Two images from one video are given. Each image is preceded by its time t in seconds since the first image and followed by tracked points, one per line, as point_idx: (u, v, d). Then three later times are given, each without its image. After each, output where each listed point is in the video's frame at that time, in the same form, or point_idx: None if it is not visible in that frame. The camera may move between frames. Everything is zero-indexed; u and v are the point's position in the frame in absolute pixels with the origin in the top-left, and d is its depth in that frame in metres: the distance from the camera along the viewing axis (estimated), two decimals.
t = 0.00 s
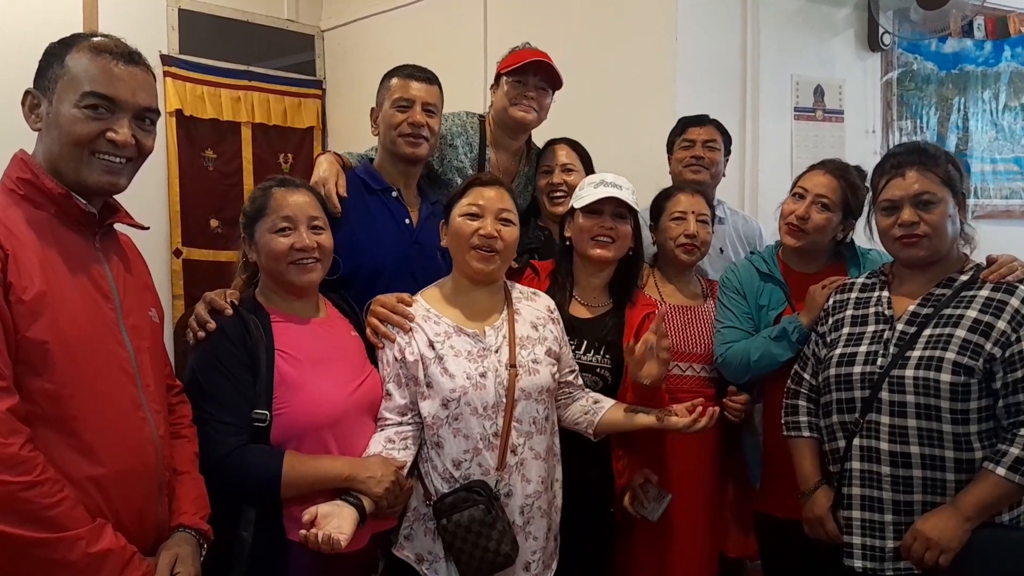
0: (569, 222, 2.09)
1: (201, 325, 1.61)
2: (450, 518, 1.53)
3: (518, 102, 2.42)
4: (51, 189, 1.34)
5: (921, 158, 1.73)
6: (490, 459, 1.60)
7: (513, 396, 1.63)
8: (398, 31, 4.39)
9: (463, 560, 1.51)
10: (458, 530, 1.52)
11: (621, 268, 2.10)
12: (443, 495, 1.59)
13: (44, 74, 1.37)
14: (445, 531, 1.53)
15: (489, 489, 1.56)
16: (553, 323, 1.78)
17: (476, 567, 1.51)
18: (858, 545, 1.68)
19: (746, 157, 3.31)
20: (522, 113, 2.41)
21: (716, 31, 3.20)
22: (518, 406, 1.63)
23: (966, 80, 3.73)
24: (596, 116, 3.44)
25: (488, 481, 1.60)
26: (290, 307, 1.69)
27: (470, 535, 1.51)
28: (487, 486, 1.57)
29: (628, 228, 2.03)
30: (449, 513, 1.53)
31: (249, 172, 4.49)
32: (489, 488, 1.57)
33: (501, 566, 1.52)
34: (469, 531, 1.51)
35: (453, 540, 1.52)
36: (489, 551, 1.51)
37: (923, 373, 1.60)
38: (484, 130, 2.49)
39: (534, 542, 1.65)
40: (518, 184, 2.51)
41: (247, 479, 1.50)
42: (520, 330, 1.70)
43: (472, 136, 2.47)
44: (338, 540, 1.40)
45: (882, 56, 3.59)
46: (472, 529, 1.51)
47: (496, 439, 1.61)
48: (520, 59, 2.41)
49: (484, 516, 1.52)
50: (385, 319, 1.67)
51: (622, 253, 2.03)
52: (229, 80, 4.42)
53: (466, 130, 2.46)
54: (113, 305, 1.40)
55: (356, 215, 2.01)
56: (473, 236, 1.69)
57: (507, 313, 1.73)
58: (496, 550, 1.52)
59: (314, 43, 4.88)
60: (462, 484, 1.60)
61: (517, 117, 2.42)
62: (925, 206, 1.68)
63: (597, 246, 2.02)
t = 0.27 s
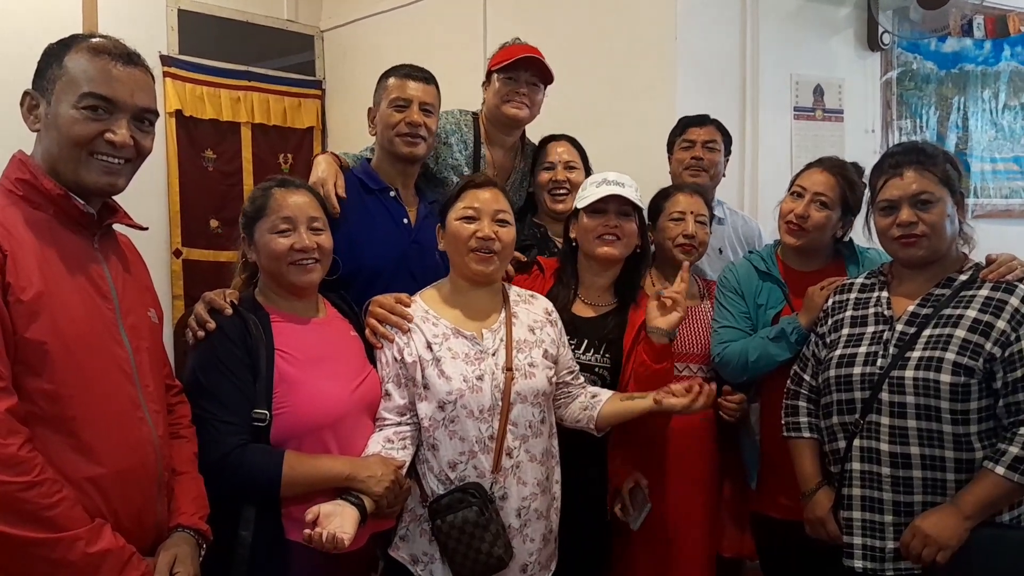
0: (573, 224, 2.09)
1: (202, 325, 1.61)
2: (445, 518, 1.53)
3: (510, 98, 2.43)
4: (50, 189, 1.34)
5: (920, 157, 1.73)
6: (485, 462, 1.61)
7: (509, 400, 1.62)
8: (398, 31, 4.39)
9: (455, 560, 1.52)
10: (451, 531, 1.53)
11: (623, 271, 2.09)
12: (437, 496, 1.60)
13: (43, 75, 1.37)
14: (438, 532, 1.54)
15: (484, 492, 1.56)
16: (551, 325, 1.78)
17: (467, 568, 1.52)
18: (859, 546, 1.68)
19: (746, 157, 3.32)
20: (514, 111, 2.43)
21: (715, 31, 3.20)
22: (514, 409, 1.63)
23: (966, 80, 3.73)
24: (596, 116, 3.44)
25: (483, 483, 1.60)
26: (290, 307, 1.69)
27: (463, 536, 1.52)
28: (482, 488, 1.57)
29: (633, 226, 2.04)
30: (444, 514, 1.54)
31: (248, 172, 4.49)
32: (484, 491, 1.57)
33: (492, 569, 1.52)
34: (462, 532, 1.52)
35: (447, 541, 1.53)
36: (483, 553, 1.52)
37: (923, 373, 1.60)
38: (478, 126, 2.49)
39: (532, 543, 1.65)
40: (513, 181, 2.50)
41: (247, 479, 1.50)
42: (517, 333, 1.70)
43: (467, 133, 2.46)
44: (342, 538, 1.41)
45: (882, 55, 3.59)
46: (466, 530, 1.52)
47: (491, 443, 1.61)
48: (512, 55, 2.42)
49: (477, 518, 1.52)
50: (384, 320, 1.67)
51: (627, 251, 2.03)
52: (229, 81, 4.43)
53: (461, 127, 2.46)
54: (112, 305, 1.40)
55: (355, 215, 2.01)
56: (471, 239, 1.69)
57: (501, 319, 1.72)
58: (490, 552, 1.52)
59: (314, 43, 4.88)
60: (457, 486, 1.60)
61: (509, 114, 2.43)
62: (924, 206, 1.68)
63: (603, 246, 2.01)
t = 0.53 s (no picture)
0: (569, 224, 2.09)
1: (201, 325, 1.61)
2: (443, 515, 1.53)
3: (506, 95, 2.43)
4: (49, 189, 1.34)
5: (920, 155, 1.73)
6: (484, 458, 1.61)
7: (509, 396, 1.62)
8: (398, 30, 4.39)
9: (453, 557, 1.52)
10: (450, 528, 1.52)
11: (621, 270, 2.10)
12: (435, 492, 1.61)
13: (42, 75, 1.37)
14: (437, 528, 1.53)
15: (482, 488, 1.56)
16: (553, 322, 1.78)
17: (465, 565, 1.52)
18: (859, 545, 1.68)
19: (746, 155, 3.32)
20: (509, 108, 2.43)
21: (715, 30, 3.20)
22: (514, 407, 1.63)
23: (966, 77, 3.73)
24: (595, 114, 3.44)
25: (481, 479, 1.60)
26: (289, 306, 1.69)
27: (461, 533, 1.52)
28: (480, 484, 1.57)
29: (629, 225, 2.03)
30: (441, 510, 1.53)
31: (249, 172, 4.49)
32: (482, 486, 1.57)
33: (490, 565, 1.53)
34: (460, 529, 1.51)
35: (445, 537, 1.52)
36: (480, 549, 1.52)
37: (925, 372, 1.60)
38: (473, 124, 2.49)
39: (529, 543, 1.65)
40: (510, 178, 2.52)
41: (246, 478, 1.51)
42: (519, 330, 1.70)
43: (462, 130, 2.47)
44: (343, 542, 1.41)
45: (882, 53, 3.59)
46: (464, 527, 1.51)
47: (490, 438, 1.61)
48: (506, 52, 2.42)
49: (476, 515, 1.52)
50: (386, 314, 1.68)
51: (622, 251, 2.02)
52: (228, 80, 4.43)
53: (457, 125, 2.46)
54: (112, 304, 1.40)
55: (353, 213, 2.01)
56: (478, 233, 1.69)
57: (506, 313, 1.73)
58: (487, 549, 1.52)
59: (314, 42, 4.88)
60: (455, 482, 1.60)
61: (505, 112, 2.43)
62: (925, 204, 1.68)
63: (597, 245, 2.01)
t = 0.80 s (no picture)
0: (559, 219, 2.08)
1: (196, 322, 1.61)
2: (432, 517, 1.54)
3: (502, 90, 2.42)
4: (47, 184, 1.34)
5: (919, 152, 1.73)
6: (474, 461, 1.61)
7: (501, 401, 1.62)
8: (396, 26, 4.38)
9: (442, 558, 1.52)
10: (439, 529, 1.53)
11: (611, 266, 2.09)
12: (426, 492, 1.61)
13: (39, 69, 1.37)
14: (426, 529, 1.54)
15: (472, 491, 1.56)
16: (549, 326, 1.78)
17: (454, 567, 1.52)
18: (856, 543, 1.68)
19: (744, 152, 3.31)
20: (507, 104, 2.42)
21: (714, 27, 3.20)
22: (506, 411, 1.63)
23: (965, 75, 3.73)
24: (594, 111, 3.43)
25: (472, 482, 1.60)
26: (284, 303, 1.69)
27: (450, 535, 1.52)
28: (470, 487, 1.57)
29: (618, 224, 2.02)
30: (431, 513, 1.54)
31: (247, 168, 4.49)
32: (472, 489, 1.57)
33: (479, 568, 1.52)
34: (449, 531, 1.52)
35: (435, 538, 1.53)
36: (468, 553, 1.52)
37: (923, 370, 1.60)
38: (470, 120, 2.48)
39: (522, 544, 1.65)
40: (507, 173, 2.54)
41: (243, 476, 1.50)
42: (514, 333, 1.70)
43: (458, 126, 2.46)
44: (339, 542, 1.41)
45: (881, 51, 3.59)
46: (452, 529, 1.52)
47: (481, 442, 1.61)
48: (504, 47, 2.41)
49: (463, 518, 1.52)
50: (384, 310, 1.68)
51: (610, 249, 2.02)
52: (226, 76, 4.42)
53: (454, 120, 2.46)
54: (110, 300, 1.40)
55: (349, 210, 2.00)
56: (480, 236, 1.69)
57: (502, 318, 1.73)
58: (475, 552, 1.52)
59: (312, 38, 4.87)
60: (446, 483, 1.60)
61: (501, 107, 2.42)
62: (924, 202, 1.68)
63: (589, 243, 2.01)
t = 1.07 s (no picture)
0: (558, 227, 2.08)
1: (195, 320, 1.61)
2: (436, 513, 1.53)
3: (504, 88, 2.42)
4: (47, 181, 1.34)
5: (921, 150, 1.72)
6: (479, 459, 1.60)
7: (508, 399, 1.62)
8: (397, 23, 4.37)
9: (445, 555, 1.52)
10: (442, 526, 1.52)
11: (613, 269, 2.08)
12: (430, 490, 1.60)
13: (39, 67, 1.36)
14: (429, 526, 1.53)
15: (477, 488, 1.55)
16: (557, 323, 1.78)
17: (455, 564, 1.52)
18: (856, 542, 1.68)
19: (745, 150, 3.31)
20: (507, 102, 2.42)
21: (715, 24, 3.19)
22: (514, 409, 1.63)
23: (967, 73, 3.72)
24: (594, 108, 3.43)
25: (477, 480, 1.60)
26: (284, 301, 1.69)
27: (453, 532, 1.51)
28: (475, 484, 1.56)
29: (620, 228, 2.02)
30: (435, 508, 1.53)
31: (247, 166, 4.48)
32: (476, 487, 1.57)
33: (481, 566, 1.52)
34: (452, 528, 1.51)
35: (438, 535, 1.52)
36: (470, 550, 1.51)
37: (923, 369, 1.59)
38: (469, 117, 2.48)
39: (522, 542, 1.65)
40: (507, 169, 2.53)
41: (242, 474, 1.50)
42: (522, 331, 1.70)
43: (458, 123, 2.45)
44: (336, 542, 1.41)
45: (882, 48, 3.58)
46: (457, 526, 1.51)
47: (487, 440, 1.61)
48: (504, 44, 2.40)
49: (468, 515, 1.51)
50: (389, 307, 1.67)
51: (615, 253, 2.02)
52: (227, 73, 4.41)
53: (454, 117, 2.45)
54: (110, 298, 1.39)
55: (349, 208, 2.00)
56: (485, 230, 1.68)
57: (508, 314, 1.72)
58: (478, 550, 1.51)
59: (313, 35, 4.86)
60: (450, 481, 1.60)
61: (501, 105, 2.42)
62: (926, 199, 1.68)
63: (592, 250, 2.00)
